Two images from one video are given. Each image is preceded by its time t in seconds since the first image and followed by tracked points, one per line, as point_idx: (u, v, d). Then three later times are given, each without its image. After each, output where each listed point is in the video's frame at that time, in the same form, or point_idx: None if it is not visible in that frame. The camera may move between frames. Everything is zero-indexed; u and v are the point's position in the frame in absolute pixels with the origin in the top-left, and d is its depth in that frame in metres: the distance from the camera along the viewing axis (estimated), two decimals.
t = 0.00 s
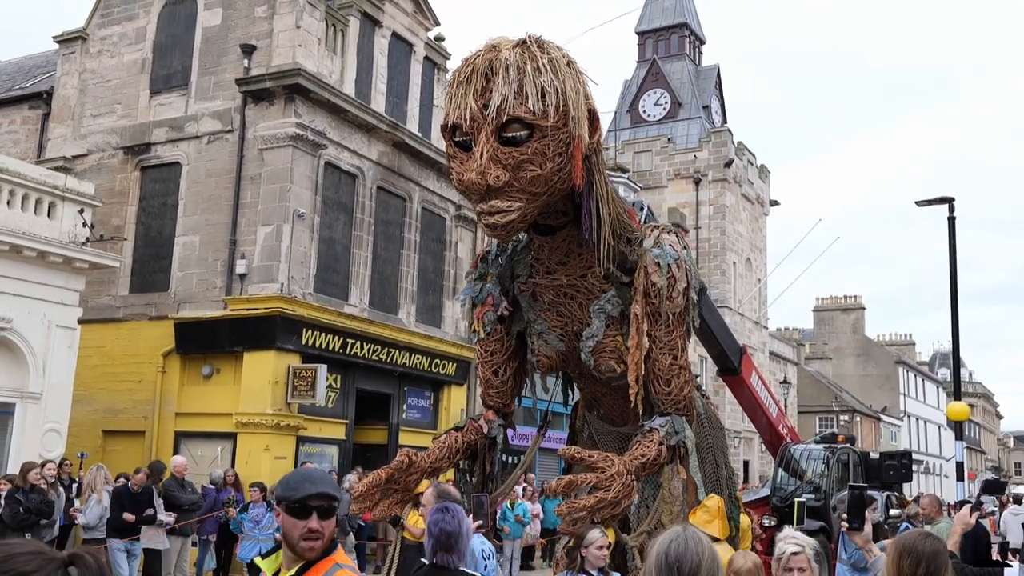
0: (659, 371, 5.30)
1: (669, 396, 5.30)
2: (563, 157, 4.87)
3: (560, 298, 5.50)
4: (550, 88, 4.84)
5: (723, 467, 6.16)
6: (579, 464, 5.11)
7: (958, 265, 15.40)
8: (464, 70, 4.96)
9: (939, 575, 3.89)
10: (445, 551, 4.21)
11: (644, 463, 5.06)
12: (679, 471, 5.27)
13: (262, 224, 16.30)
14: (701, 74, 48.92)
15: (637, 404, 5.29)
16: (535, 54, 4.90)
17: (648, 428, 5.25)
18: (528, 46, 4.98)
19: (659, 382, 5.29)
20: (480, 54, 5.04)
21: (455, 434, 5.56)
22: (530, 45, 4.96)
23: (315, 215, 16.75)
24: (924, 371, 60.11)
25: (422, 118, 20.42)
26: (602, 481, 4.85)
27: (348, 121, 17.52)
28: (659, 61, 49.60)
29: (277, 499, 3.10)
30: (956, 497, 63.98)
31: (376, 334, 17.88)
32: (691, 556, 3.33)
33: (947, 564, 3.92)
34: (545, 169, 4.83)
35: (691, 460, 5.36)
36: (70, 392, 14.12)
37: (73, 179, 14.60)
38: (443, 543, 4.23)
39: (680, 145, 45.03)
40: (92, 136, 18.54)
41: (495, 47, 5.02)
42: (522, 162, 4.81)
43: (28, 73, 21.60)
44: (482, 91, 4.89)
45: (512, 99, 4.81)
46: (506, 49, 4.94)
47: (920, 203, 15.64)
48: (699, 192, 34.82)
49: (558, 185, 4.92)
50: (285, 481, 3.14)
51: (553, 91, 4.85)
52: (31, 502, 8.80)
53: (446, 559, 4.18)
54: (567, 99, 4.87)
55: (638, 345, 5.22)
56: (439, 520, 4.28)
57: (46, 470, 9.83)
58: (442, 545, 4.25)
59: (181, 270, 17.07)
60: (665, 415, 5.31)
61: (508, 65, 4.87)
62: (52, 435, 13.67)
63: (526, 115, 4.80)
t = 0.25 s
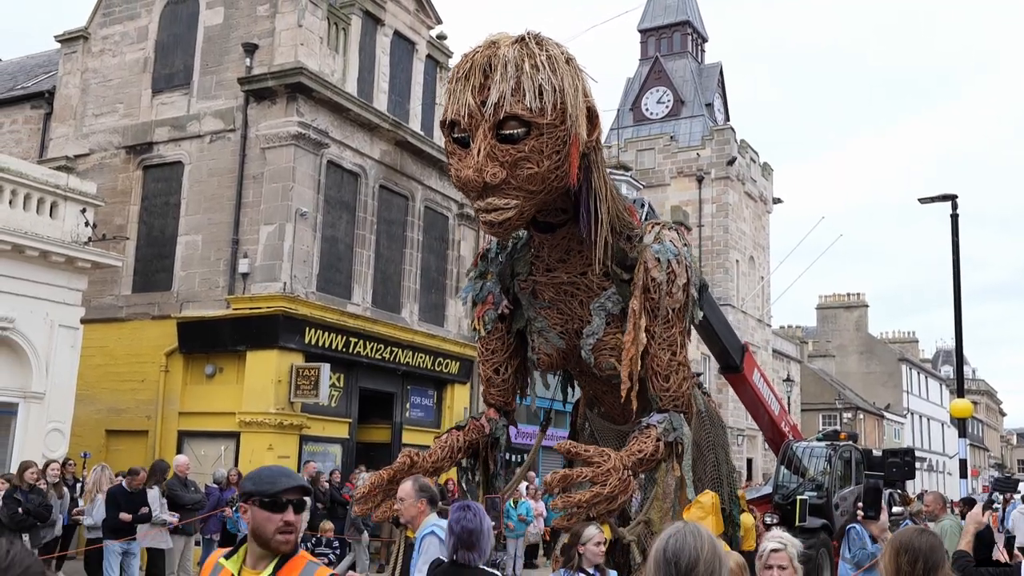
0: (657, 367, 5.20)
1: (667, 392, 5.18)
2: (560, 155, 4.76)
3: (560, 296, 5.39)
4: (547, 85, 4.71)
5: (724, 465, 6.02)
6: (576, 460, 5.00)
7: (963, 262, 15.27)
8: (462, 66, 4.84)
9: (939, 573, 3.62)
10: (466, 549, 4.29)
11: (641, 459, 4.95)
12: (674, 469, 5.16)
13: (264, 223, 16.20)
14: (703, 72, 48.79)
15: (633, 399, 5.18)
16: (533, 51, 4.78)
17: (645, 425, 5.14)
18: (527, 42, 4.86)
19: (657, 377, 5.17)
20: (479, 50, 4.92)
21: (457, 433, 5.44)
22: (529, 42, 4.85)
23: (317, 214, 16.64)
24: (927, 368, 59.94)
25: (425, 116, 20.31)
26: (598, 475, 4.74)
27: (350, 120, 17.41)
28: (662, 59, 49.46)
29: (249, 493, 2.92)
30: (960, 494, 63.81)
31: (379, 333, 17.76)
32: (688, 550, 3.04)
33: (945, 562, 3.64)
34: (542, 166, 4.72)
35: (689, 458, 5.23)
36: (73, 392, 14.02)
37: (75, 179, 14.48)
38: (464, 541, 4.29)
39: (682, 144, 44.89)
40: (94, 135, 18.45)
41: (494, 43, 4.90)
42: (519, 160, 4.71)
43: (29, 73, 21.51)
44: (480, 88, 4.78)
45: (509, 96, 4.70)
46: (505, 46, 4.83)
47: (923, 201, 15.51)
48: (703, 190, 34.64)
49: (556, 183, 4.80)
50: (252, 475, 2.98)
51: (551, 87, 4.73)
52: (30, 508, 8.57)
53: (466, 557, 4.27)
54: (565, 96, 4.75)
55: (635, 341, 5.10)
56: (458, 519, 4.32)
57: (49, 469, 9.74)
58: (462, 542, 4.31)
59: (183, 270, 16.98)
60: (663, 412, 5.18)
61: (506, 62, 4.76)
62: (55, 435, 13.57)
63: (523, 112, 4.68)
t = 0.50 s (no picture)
0: (655, 364, 5.11)
1: (665, 389, 5.08)
2: (559, 151, 4.68)
3: (559, 294, 5.32)
4: (546, 81, 4.63)
5: (724, 463, 5.95)
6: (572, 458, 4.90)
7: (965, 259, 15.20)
8: (460, 63, 4.76)
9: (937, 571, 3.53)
10: (472, 548, 4.23)
11: (638, 457, 4.85)
12: (672, 466, 5.06)
13: (265, 223, 16.13)
14: (703, 70, 48.72)
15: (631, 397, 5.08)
16: (530, 48, 4.70)
17: (642, 422, 5.04)
18: (524, 38, 4.79)
19: (656, 374, 5.08)
20: (477, 47, 4.84)
21: (455, 432, 5.33)
22: (527, 38, 4.77)
23: (318, 214, 16.56)
24: (929, 365, 59.85)
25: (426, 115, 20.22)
26: (595, 474, 4.65)
27: (351, 120, 17.33)
28: (662, 58, 49.40)
29: (207, 480, 2.87)
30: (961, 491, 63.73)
31: (381, 333, 17.68)
32: (710, 549, 2.87)
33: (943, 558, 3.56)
34: (541, 163, 4.64)
35: (685, 454, 5.14)
36: (74, 393, 13.95)
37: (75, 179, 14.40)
38: (471, 540, 4.23)
39: (683, 142, 44.82)
40: (94, 135, 18.38)
41: (492, 40, 4.83)
42: (518, 157, 4.63)
43: (29, 73, 21.44)
44: (478, 85, 4.70)
45: (507, 93, 4.62)
46: (502, 42, 4.75)
47: (925, 198, 15.44)
48: (704, 188, 34.52)
49: (554, 181, 4.73)
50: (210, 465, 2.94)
51: (550, 83, 4.65)
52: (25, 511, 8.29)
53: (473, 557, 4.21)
54: (564, 93, 4.68)
55: (632, 337, 5.01)
56: (466, 519, 4.29)
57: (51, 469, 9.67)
58: (469, 542, 4.25)
59: (184, 270, 16.90)
60: (660, 409, 5.10)
61: (504, 58, 4.68)
62: (56, 435, 13.50)
63: (522, 108, 4.61)
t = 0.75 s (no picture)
0: (656, 362, 5.13)
1: (665, 386, 5.10)
2: (558, 147, 4.72)
3: (557, 291, 5.34)
4: (543, 77, 4.67)
5: (724, 460, 5.98)
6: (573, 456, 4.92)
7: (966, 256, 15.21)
8: (456, 60, 4.78)
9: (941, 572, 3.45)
10: (472, 543, 4.26)
11: (639, 454, 4.86)
12: (672, 463, 5.08)
13: (267, 221, 16.15)
14: (704, 67, 48.69)
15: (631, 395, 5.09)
16: (528, 43, 4.74)
17: (643, 419, 5.06)
18: (521, 34, 4.81)
19: (656, 372, 5.09)
20: (473, 43, 4.86)
21: (448, 429, 5.35)
22: (524, 33, 4.79)
23: (319, 212, 16.59)
24: (931, 362, 59.83)
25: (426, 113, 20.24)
26: (596, 471, 4.67)
27: (351, 118, 17.35)
28: (663, 55, 49.39)
29: (162, 479, 2.80)
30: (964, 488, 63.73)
31: (382, 331, 17.72)
32: (739, 545, 2.80)
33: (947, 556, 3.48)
34: (540, 159, 4.66)
35: (685, 451, 5.16)
36: (76, 392, 13.98)
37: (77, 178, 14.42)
38: (470, 534, 4.25)
39: (684, 139, 44.82)
40: (95, 135, 18.41)
41: (488, 36, 4.85)
42: (517, 153, 4.64)
43: (30, 73, 21.46)
44: (475, 81, 4.72)
45: (505, 89, 4.64)
46: (499, 38, 4.77)
47: (926, 194, 15.44)
48: (704, 185, 34.50)
49: (553, 177, 4.75)
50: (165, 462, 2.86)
51: (547, 80, 4.68)
52: (19, 510, 8.41)
53: (474, 552, 4.24)
54: (562, 88, 4.72)
55: (632, 333, 5.03)
56: (466, 513, 4.31)
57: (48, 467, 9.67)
58: (469, 537, 4.28)
59: (185, 269, 16.93)
60: (661, 406, 5.11)
61: (501, 54, 4.70)
62: (59, 434, 13.53)
63: (520, 104, 4.63)
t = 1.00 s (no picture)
0: (659, 353, 5.23)
1: (670, 378, 5.21)
2: (557, 136, 4.77)
3: (556, 281, 5.44)
4: (541, 65, 4.70)
5: (724, 450, 6.09)
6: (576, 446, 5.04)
7: (966, 246, 15.27)
8: (453, 49, 4.82)
9: (944, 564, 3.48)
10: (469, 531, 4.36)
11: (643, 444, 4.97)
12: (678, 453, 5.20)
13: (268, 213, 16.24)
14: (706, 58, 48.67)
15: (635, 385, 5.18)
16: (524, 31, 4.76)
17: (648, 410, 5.17)
18: (517, 22, 4.83)
19: (659, 364, 5.20)
20: (469, 32, 4.89)
21: (438, 419, 5.48)
22: (520, 21, 4.82)
23: (320, 204, 16.68)
24: (933, 353, 59.90)
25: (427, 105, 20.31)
26: (600, 461, 4.78)
27: (352, 110, 17.43)
28: (664, 46, 49.37)
29: (136, 472, 2.69)
30: (966, 479, 63.85)
31: (383, 323, 17.84)
32: (763, 538, 2.88)
33: (951, 546, 3.51)
34: (540, 149, 4.72)
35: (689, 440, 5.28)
36: (79, 384, 14.11)
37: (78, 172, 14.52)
38: (468, 523, 4.36)
39: (685, 130, 44.83)
40: (97, 128, 18.50)
41: (484, 24, 4.87)
42: (516, 143, 4.70)
43: (32, 66, 21.53)
44: (472, 71, 4.76)
45: (503, 78, 4.67)
46: (495, 27, 4.79)
47: (928, 184, 15.48)
48: (705, 176, 34.54)
49: (553, 166, 4.81)
50: (138, 455, 2.76)
51: (545, 68, 4.72)
52: (16, 501, 8.52)
53: (472, 539, 4.34)
54: (560, 76, 4.74)
55: (634, 325, 5.13)
56: (464, 503, 4.42)
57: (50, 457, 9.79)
58: (468, 525, 4.38)
59: (187, 261, 17.04)
60: (666, 397, 5.21)
61: (497, 43, 4.73)
62: (62, 426, 13.65)
63: (518, 93, 4.67)
